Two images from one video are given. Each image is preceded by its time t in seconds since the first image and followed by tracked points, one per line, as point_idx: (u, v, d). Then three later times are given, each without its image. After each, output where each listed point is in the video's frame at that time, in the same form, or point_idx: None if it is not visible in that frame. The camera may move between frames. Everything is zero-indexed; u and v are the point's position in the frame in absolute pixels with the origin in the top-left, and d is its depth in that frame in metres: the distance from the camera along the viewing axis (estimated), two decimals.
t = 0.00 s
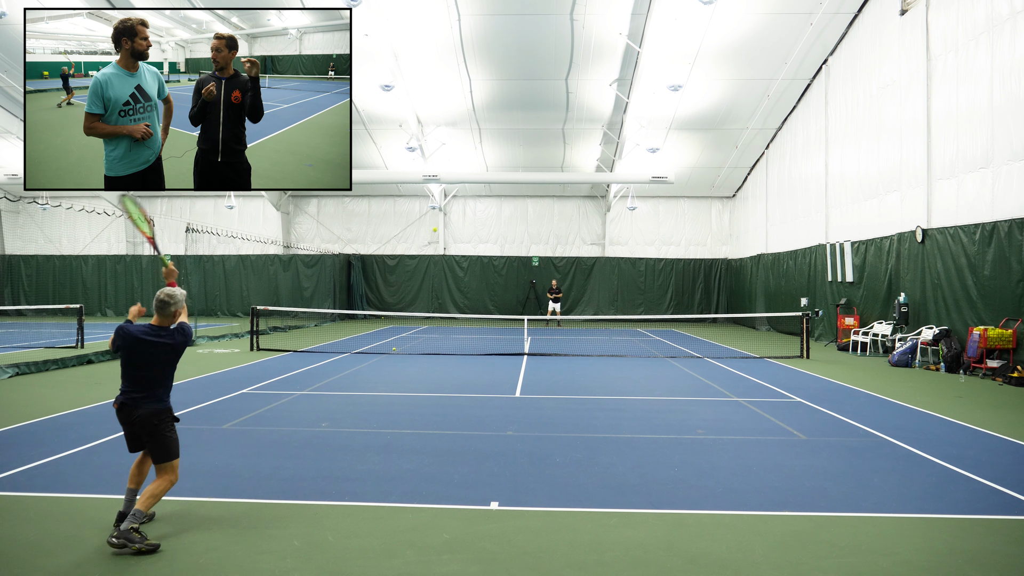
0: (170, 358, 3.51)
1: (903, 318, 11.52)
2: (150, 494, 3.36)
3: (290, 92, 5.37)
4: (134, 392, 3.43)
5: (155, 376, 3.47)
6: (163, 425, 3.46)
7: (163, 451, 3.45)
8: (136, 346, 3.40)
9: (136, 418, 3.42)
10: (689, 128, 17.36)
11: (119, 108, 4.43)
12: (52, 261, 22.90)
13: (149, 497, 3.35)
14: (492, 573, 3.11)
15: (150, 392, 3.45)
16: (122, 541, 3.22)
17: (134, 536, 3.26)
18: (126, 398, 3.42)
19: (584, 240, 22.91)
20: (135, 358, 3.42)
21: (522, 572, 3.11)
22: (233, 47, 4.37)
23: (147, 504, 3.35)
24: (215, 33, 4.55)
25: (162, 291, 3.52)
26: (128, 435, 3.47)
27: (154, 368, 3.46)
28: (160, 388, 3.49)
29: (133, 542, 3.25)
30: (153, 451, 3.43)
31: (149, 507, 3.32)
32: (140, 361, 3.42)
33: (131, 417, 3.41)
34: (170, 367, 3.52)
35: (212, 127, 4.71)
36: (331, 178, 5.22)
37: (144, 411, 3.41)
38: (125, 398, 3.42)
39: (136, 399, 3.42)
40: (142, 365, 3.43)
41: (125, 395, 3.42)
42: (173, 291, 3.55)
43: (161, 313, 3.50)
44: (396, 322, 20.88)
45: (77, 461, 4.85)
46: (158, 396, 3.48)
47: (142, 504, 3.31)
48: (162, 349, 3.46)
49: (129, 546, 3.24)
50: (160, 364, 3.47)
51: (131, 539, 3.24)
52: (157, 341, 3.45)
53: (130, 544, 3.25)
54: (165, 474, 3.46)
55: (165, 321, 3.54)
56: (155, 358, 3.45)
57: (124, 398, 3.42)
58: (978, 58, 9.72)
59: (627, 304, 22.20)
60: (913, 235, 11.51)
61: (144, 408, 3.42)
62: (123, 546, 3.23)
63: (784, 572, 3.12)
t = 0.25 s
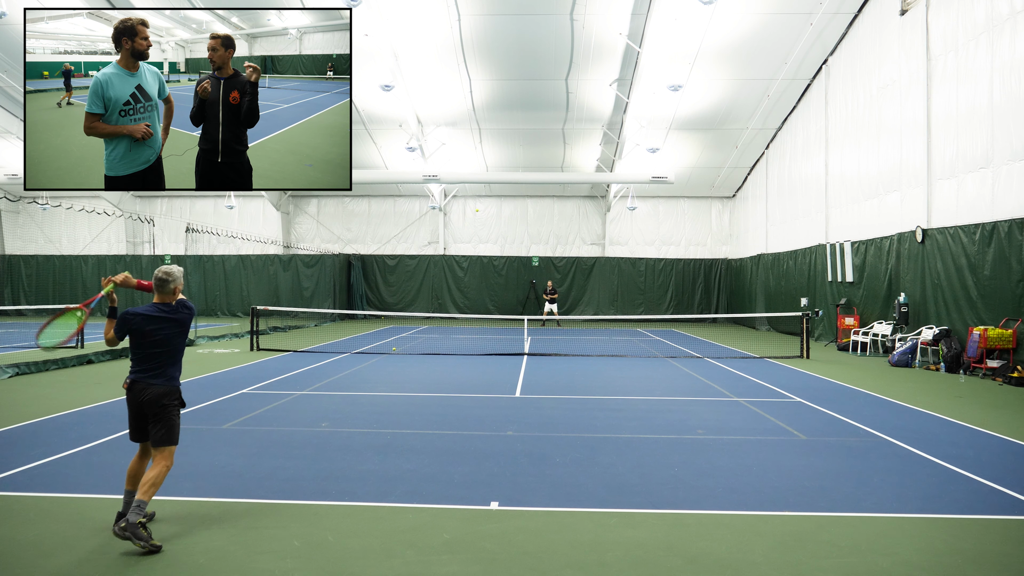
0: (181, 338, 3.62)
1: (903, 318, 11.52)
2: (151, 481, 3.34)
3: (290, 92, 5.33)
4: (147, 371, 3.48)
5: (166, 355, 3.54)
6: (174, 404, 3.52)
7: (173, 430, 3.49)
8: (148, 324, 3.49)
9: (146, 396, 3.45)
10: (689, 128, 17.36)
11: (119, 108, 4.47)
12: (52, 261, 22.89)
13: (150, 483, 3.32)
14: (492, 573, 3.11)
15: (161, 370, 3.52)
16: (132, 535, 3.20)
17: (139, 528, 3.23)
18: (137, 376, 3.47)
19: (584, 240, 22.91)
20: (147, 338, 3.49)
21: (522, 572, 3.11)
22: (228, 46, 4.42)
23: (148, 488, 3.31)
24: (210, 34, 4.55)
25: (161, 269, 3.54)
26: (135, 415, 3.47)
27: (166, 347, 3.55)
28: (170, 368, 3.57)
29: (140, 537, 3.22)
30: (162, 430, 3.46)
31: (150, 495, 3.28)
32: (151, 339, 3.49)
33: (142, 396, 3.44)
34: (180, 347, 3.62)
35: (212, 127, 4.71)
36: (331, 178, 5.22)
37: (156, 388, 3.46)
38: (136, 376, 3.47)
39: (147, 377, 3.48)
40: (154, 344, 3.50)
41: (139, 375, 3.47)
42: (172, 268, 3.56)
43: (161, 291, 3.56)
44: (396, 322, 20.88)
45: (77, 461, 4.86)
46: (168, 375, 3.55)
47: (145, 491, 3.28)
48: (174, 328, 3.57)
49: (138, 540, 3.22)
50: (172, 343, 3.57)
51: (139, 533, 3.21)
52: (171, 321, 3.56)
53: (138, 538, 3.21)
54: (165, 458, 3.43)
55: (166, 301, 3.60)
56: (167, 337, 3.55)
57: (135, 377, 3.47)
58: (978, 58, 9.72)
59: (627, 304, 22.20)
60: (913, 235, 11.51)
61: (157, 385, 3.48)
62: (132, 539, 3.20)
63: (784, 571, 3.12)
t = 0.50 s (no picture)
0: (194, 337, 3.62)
1: (903, 318, 11.52)
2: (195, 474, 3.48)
3: (290, 93, 5.32)
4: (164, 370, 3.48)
5: (180, 354, 3.54)
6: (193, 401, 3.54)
7: (193, 428, 3.52)
8: (159, 324, 3.48)
9: (162, 395, 3.45)
10: (689, 128, 17.36)
11: (119, 108, 4.48)
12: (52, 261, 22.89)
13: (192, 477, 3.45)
14: (492, 573, 3.11)
15: (176, 369, 3.52)
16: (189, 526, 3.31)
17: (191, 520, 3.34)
18: (152, 376, 3.46)
19: (584, 240, 22.91)
20: (162, 338, 3.48)
21: (522, 572, 3.11)
22: (229, 47, 4.42)
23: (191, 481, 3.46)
24: (211, 33, 4.55)
25: (162, 268, 3.55)
26: (150, 416, 3.46)
27: (180, 346, 3.54)
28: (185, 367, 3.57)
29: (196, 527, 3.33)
30: (182, 428, 3.49)
31: (198, 484, 3.45)
32: (162, 340, 3.48)
33: (158, 395, 3.44)
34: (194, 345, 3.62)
35: (212, 126, 4.71)
36: (331, 178, 5.22)
37: (173, 387, 3.47)
38: (150, 376, 3.46)
39: (163, 377, 3.47)
40: (166, 344, 3.49)
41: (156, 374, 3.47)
42: (174, 267, 3.58)
43: (166, 291, 3.56)
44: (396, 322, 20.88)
45: (77, 461, 4.86)
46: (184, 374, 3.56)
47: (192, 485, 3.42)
48: (186, 328, 3.57)
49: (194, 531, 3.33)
50: (185, 342, 3.56)
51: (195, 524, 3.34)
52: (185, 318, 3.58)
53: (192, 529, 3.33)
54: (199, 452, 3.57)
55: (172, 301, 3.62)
56: (180, 336, 3.54)
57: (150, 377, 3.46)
58: (978, 58, 9.72)
59: (627, 304, 22.20)
60: (912, 235, 11.51)
61: (174, 384, 3.48)
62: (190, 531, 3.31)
63: (784, 572, 3.12)
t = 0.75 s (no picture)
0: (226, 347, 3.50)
1: (903, 318, 11.52)
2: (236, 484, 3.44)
3: (290, 92, 5.30)
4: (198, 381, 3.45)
5: (208, 365, 3.46)
6: (222, 412, 3.46)
7: (223, 439, 3.47)
8: (190, 336, 3.44)
9: (191, 406, 3.44)
10: (689, 128, 17.36)
11: (119, 108, 4.49)
12: (52, 261, 22.89)
13: (238, 486, 3.44)
14: (492, 573, 3.11)
15: (206, 379, 3.47)
16: (250, 533, 3.42)
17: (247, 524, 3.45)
18: (183, 386, 3.46)
19: (584, 240, 22.91)
20: (194, 349, 3.44)
21: (522, 572, 3.11)
22: (229, 46, 4.44)
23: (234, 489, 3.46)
24: (211, 33, 4.55)
25: (193, 279, 3.55)
26: (182, 426, 3.47)
27: (207, 358, 3.46)
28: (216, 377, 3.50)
29: (259, 530, 3.47)
30: (212, 437, 3.46)
31: (247, 495, 3.44)
32: (191, 351, 3.44)
33: (188, 406, 3.44)
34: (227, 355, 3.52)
35: (212, 126, 4.70)
36: (331, 178, 5.22)
37: (200, 398, 3.44)
38: (182, 387, 3.47)
39: (193, 387, 3.46)
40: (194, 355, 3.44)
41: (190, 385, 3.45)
42: (204, 277, 3.58)
43: (198, 301, 3.55)
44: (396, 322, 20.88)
45: (77, 461, 4.86)
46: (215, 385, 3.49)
47: (242, 493, 3.43)
48: (214, 339, 3.47)
49: (255, 535, 3.45)
50: (213, 354, 3.47)
51: (253, 528, 3.45)
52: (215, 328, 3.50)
53: (250, 534, 3.43)
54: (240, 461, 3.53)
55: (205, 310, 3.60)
56: (207, 348, 3.45)
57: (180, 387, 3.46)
58: (978, 58, 9.72)
59: (627, 304, 22.20)
60: (912, 235, 11.51)
61: (201, 396, 3.45)
62: (250, 536, 3.43)
63: (785, 572, 3.12)
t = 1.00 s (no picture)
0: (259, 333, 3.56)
1: (903, 318, 11.52)
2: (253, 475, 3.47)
3: (290, 92, 5.36)
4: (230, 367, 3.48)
5: (241, 350, 3.50)
6: (256, 397, 3.51)
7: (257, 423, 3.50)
8: (224, 322, 3.50)
9: (225, 392, 3.47)
10: (689, 128, 17.36)
11: (119, 108, 4.49)
12: (53, 261, 22.88)
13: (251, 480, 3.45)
14: (492, 573, 3.11)
15: (240, 365, 3.51)
16: (256, 529, 3.45)
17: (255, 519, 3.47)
18: (216, 373, 3.49)
19: (584, 240, 22.91)
20: (227, 335, 3.49)
21: (522, 572, 3.11)
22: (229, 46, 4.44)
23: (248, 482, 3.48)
24: (210, 33, 4.55)
25: (226, 264, 3.61)
26: (215, 413, 3.48)
27: (239, 343, 3.50)
28: (250, 363, 3.54)
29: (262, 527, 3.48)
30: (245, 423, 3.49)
31: (259, 489, 3.46)
32: (224, 337, 3.49)
33: (222, 392, 3.46)
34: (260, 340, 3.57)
35: (212, 126, 4.68)
36: (331, 178, 5.22)
37: (234, 384, 3.47)
38: (216, 373, 3.49)
39: (227, 373, 3.49)
40: (227, 341, 3.48)
41: (223, 372, 3.48)
42: (237, 263, 3.65)
43: (230, 286, 3.60)
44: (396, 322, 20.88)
45: (77, 461, 4.86)
46: (248, 370, 3.53)
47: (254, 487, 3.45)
48: (247, 324, 3.52)
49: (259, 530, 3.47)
50: (246, 339, 3.51)
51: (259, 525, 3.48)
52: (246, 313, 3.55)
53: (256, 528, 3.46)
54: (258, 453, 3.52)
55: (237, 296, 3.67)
56: (241, 334, 3.50)
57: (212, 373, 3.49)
58: (978, 58, 9.72)
59: (627, 305, 22.20)
60: (913, 235, 11.51)
61: (234, 381, 3.48)
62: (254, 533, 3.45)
63: (784, 571, 3.12)
